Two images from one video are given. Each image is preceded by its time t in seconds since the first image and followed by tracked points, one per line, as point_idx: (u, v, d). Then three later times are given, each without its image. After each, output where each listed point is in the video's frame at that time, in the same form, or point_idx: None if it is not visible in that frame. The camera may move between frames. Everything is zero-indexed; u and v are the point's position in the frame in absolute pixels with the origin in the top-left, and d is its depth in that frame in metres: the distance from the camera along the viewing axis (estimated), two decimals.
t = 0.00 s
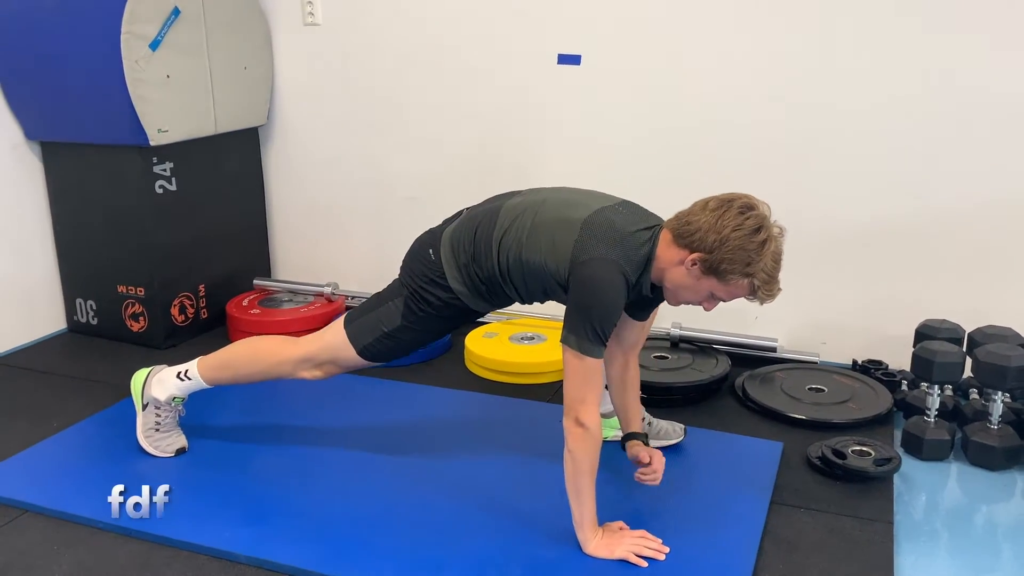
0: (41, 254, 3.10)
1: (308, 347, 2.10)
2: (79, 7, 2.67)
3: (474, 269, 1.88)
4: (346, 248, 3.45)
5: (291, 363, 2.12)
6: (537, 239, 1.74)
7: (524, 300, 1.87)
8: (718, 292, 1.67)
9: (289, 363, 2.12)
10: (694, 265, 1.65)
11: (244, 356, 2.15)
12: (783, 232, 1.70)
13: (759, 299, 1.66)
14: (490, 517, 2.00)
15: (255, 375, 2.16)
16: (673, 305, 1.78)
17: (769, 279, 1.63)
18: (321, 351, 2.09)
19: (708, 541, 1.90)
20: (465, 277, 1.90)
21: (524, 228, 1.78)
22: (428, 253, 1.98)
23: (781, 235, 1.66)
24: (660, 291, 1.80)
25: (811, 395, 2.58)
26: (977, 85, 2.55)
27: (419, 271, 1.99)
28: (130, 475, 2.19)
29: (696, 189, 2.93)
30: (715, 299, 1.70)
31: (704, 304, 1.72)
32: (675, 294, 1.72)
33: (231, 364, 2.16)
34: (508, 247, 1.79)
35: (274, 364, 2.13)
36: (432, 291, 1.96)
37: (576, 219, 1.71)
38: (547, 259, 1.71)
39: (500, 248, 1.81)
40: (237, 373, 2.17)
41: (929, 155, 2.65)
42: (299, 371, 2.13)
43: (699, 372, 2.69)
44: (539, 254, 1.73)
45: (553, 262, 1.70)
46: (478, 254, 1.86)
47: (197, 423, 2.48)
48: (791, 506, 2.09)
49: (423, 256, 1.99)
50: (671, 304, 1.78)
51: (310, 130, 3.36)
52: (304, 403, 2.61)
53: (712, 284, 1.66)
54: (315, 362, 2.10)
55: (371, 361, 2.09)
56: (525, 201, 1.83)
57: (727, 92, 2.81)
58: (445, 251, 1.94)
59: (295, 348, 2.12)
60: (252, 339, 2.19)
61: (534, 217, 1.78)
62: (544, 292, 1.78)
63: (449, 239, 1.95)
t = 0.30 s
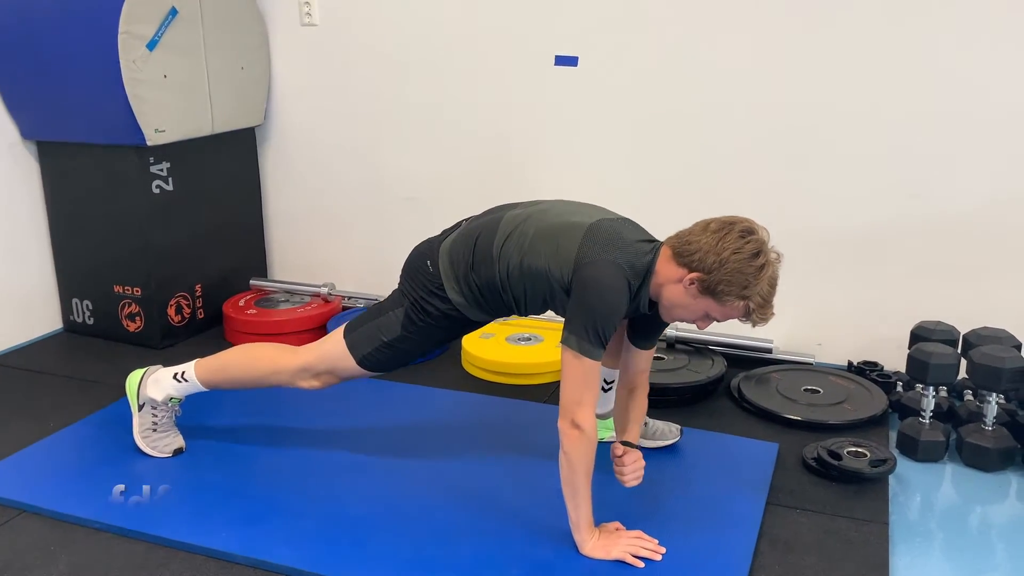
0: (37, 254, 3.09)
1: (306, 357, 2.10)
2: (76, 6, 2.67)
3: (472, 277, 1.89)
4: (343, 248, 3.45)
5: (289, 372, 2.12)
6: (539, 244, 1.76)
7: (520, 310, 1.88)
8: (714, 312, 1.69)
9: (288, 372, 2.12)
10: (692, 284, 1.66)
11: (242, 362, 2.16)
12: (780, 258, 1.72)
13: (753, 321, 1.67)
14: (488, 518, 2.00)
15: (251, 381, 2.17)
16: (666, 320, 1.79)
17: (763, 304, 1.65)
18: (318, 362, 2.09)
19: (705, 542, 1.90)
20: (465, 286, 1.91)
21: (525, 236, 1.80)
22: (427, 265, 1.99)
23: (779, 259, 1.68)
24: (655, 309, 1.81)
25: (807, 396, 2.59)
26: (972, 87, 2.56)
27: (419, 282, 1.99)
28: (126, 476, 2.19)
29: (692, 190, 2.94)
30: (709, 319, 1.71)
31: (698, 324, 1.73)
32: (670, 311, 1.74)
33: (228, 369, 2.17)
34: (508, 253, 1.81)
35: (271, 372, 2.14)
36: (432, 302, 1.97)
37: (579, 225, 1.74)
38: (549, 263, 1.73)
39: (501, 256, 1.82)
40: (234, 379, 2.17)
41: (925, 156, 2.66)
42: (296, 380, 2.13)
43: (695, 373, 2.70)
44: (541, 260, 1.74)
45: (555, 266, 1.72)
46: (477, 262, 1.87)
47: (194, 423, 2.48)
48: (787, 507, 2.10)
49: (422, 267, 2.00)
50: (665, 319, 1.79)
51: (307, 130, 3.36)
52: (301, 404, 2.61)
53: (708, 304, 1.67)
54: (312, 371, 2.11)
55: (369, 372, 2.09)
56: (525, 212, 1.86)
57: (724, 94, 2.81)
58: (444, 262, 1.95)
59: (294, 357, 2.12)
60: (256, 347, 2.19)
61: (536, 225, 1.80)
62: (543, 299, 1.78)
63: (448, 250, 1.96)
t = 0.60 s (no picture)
0: (33, 253, 3.08)
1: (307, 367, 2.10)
2: (73, 5, 2.66)
3: (473, 284, 1.88)
4: (340, 248, 3.45)
5: (290, 381, 2.12)
6: (543, 248, 1.76)
7: (521, 316, 1.88)
8: (713, 323, 1.69)
9: (290, 382, 2.12)
10: (692, 296, 1.66)
11: (243, 368, 2.16)
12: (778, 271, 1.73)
13: (751, 332, 1.69)
14: (487, 518, 2.00)
15: (250, 387, 2.17)
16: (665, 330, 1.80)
17: (762, 314, 1.66)
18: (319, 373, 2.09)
19: (704, 542, 1.91)
20: (466, 294, 1.90)
21: (528, 240, 1.80)
22: (427, 275, 1.98)
23: (777, 272, 1.69)
24: (656, 318, 1.81)
25: (804, 396, 2.60)
26: (970, 87, 2.57)
27: (419, 292, 1.99)
28: (125, 476, 2.19)
29: (690, 190, 2.94)
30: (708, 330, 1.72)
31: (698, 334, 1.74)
32: (669, 321, 1.74)
33: (229, 376, 2.17)
34: (510, 258, 1.81)
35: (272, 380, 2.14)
36: (433, 313, 1.96)
37: (584, 229, 1.75)
38: (554, 265, 1.73)
39: (503, 261, 1.82)
40: (235, 385, 2.18)
41: (922, 157, 2.67)
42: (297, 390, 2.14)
43: (692, 372, 2.70)
44: (545, 263, 1.75)
45: (559, 269, 1.73)
46: (478, 269, 1.87)
47: (191, 424, 2.47)
48: (785, 507, 2.10)
49: (422, 276, 1.99)
50: (663, 329, 1.80)
51: (305, 129, 3.35)
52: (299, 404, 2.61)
53: (707, 315, 1.68)
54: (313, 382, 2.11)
55: (370, 381, 2.09)
56: (527, 219, 1.86)
57: (721, 94, 2.82)
58: (445, 271, 1.94)
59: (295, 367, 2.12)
60: (257, 355, 2.18)
61: (540, 230, 1.80)
62: (545, 303, 1.78)
63: (447, 259, 1.95)
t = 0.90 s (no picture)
0: (30, 254, 3.08)
1: (308, 376, 2.10)
2: (69, 5, 2.65)
3: (475, 288, 1.87)
4: (338, 248, 3.44)
5: (290, 388, 2.12)
6: (547, 251, 1.76)
7: (522, 319, 1.87)
8: (713, 332, 1.69)
9: (290, 390, 2.13)
10: (693, 304, 1.66)
11: (243, 373, 2.15)
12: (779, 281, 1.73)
13: (751, 341, 1.69)
14: (486, 518, 1.99)
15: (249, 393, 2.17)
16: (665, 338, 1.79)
17: (762, 325, 1.66)
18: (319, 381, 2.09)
19: (703, 542, 1.90)
20: (468, 299, 1.90)
21: (532, 244, 1.80)
22: (429, 280, 1.97)
23: (778, 281, 1.69)
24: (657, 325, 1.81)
25: (803, 396, 2.59)
26: (968, 86, 2.57)
27: (421, 297, 1.98)
28: (122, 477, 2.18)
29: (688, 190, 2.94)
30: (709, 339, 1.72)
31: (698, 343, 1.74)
32: (670, 329, 1.74)
33: (229, 382, 2.16)
34: (513, 260, 1.80)
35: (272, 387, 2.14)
36: (435, 319, 1.96)
37: (589, 232, 1.75)
38: (558, 268, 1.73)
39: (507, 264, 1.81)
40: (235, 390, 2.17)
41: (920, 156, 2.67)
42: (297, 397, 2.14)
43: (690, 372, 2.70)
44: (549, 266, 1.75)
45: (564, 272, 1.72)
46: (480, 273, 1.86)
47: (189, 425, 2.47)
48: (784, 506, 2.10)
49: (424, 281, 1.99)
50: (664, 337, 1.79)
51: (302, 129, 3.34)
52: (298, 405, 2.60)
53: (708, 324, 1.68)
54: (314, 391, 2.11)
55: (372, 389, 2.08)
56: (529, 223, 1.86)
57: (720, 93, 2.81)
58: (446, 276, 1.93)
59: (296, 375, 2.12)
60: (254, 359, 2.19)
61: (543, 234, 1.80)
62: (548, 307, 1.78)
63: (449, 264, 1.95)
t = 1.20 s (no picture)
0: (30, 261, 3.08)
1: (311, 388, 2.10)
2: (70, 12, 2.66)
3: (480, 299, 1.87)
4: (337, 254, 3.44)
5: (293, 400, 2.12)
6: (552, 260, 1.77)
7: (526, 330, 1.87)
8: (716, 345, 1.69)
9: (293, 402, 2.12)
10: (697, 316, 1.66)
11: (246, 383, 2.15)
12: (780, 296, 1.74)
13: (753, 354, 1.69)
14: (487, 525, 1.99)
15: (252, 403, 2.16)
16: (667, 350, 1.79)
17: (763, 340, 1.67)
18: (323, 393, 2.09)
19: (704, 548, 1.90)
20: (472, 311, 1.90)
21: (537, 254, 1.80)
22: (433, 293, 1.98)
23: (780, 295, 1.70)
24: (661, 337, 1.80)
25: (803, 401, 2.59)
26: (967, 91, 2.58)
27: (426, 310, 1.98)
28: (122, 484, 2.18)
29: (688, 196, 2.94)
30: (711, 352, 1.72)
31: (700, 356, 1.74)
32: (672, 342, 1.74)
33: (233, 392, 2.16)
34: (518, 269, 1.80)
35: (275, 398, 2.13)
36: (440, 331, 1.96)
37: (594, 241, 1.75)
38: (563, 276, 1.73)
39: (511, 273, 1.81)
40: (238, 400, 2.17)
41: (920, 160, 2.67)
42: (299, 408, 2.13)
43: (690, 378, 2.70)
44: (555, 275, 1.75)
45: (569, 281, 1.72)
46: (485, 283, 1.86)
47: (189, 431, 2.47)
48: (784, 512, 2.10)
49: (428, 294, 1.99)
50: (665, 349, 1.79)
51: (301, 135, 3.35)
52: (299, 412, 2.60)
53: (711, 336, 1.68)
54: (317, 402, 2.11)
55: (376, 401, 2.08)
56: (533, 234, 1.87)
57: (719, 99, 2.82)
58: (451, 288, 1.93)
59: (299, 387, 2.11)
60: (258, 369, 2.19)
61: (548, 244, 1.81)
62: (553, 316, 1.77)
63: (453, 276, 1.95)
